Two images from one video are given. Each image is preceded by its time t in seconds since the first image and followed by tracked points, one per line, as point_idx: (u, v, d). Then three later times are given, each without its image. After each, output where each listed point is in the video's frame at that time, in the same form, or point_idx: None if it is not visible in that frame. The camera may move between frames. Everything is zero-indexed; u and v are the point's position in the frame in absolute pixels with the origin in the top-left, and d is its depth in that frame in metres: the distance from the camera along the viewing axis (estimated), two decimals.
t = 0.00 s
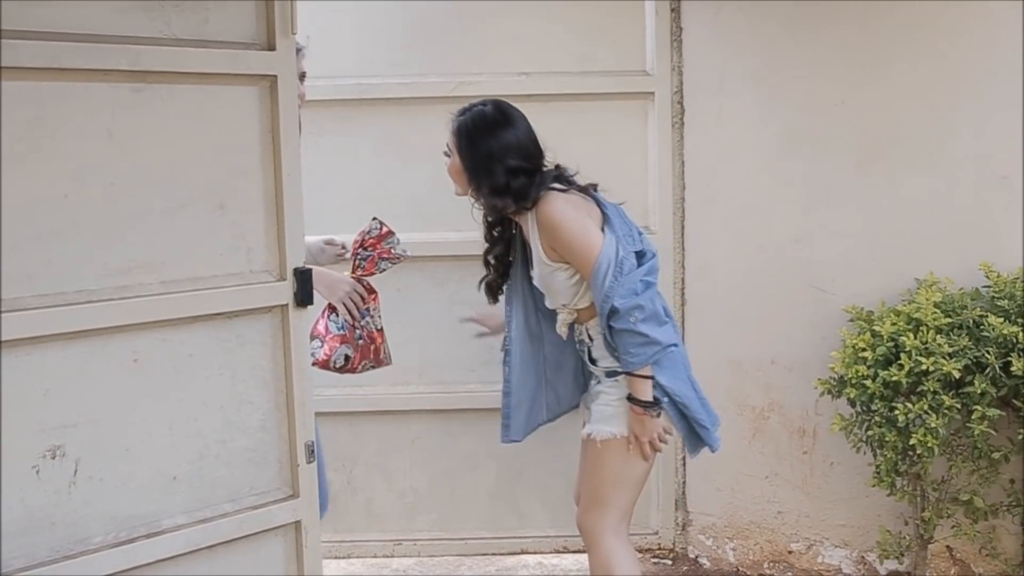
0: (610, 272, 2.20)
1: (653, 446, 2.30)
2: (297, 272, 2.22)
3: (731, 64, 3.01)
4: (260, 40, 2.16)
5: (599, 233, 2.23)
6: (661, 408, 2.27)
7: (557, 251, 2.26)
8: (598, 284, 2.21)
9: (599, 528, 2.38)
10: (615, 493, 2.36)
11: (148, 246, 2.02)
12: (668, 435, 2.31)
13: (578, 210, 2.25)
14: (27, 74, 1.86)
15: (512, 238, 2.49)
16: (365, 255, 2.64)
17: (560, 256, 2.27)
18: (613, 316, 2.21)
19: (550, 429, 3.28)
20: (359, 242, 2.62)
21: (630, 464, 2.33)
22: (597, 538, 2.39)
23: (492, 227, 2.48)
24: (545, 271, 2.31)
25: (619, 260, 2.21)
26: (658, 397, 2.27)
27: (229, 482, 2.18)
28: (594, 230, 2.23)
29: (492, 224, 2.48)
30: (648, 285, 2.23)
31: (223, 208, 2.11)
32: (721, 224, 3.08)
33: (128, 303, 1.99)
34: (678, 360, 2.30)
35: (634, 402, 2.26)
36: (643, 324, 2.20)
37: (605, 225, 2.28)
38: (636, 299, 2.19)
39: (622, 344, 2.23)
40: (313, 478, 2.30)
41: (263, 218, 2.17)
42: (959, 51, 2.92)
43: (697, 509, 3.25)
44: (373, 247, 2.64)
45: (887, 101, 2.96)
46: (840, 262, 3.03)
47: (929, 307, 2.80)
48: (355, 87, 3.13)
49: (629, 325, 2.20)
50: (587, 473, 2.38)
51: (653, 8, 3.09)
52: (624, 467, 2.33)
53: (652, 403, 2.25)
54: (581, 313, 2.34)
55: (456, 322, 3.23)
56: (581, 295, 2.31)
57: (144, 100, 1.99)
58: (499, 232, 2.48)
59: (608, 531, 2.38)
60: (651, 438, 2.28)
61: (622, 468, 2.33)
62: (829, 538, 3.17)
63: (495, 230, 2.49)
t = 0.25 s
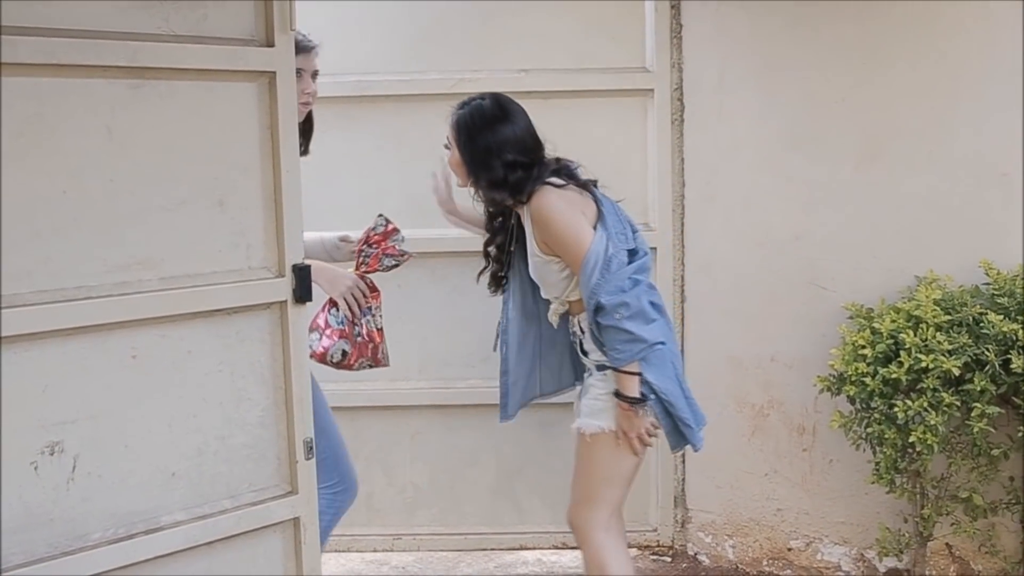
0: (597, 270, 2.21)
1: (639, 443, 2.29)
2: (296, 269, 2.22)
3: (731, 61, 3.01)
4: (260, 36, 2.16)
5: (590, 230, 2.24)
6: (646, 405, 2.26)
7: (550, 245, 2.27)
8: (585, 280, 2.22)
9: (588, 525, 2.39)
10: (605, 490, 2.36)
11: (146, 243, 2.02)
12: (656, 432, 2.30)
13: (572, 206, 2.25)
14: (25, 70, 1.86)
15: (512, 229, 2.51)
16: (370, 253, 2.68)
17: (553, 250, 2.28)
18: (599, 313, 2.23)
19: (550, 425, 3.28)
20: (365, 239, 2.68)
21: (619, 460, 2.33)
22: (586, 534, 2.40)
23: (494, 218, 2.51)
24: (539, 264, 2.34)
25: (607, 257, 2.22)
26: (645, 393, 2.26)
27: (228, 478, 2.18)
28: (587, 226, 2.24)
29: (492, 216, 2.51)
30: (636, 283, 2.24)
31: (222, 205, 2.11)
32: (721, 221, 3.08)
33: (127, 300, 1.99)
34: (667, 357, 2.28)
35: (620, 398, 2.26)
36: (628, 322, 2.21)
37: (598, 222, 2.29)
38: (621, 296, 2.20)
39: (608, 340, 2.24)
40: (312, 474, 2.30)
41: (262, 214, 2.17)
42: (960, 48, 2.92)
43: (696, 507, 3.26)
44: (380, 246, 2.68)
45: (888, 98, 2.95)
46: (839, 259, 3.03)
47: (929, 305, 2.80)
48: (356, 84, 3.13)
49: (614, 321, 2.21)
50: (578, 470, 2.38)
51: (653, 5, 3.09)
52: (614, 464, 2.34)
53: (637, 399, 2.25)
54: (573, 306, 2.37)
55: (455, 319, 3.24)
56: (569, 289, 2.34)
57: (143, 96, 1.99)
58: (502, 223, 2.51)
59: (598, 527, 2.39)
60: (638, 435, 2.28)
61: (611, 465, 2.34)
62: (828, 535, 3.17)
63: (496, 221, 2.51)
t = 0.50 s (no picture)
0: (592, 260, 2.21)
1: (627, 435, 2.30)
2: (296, 265, 2.21)
3: (732, 58, 3.00)
4: (260, 32, 2.16)
5: (587, 221, 2.23)
6: (637, 397, 2.27)
7: (549, 235, 2.27)
8: (581, 270, 2.22)
9: (572, 514, 2.40)
10: (591, 480, 2.37)
11: (146, 238, 2.02)
12: (645, 424, 2.30)
13: (572, 196, 2.25)
14: (25, 65, 1.86)
15: (517, 220, 2.58)
16: (381, 242, 2.69)
17: (552, 240, 2.28)
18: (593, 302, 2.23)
19: (548, 422, 3.28)
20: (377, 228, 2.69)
21: (606, 451, 2.34)
22: (569, 523, 2.41)
23: (499, 209, 2.56)
24: (538, 253, 2.35)
25: (603, 248, 2.21)
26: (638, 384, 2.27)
27: (227, 473, 2.18)
28: (585, 218, 2.23)
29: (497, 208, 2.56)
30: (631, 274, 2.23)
31: (222, 200, 2.11)
32: (722, 218, 3.08)
33: (127, 295, 1.99)
34: (660, 350, 2.29)
35: (608, 390, 2.26)
36: (621, 313, 2.21)
37: (598, 214, 2.28)
38: (614, 288, 2.20)
39: (602, 331, 2.24)
40: (312, 469, 2.30)
41: (262, 210, 2.17)
42: (962, 45, 2.91)
43: (696, 503, 3.26)
44: (388, 235, 2.69)
45: (889, 96, 2.95)
46: (840, 257, 3.03)
47: (929, 303, 2.79)
48: (356, 81, 3.16)
49: (607, 312, 2.21)
50: (565, 459, 2.39)
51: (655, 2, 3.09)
52: (601, 454, 2.34)
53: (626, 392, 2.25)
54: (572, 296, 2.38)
55: (455, 314, 3.24)
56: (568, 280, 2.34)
57: (143, 91, 1.99)
58: (506, 214, 2.58)
59: (581, 517, 2.40)
60: (625, 427, 2.28)
61: (598, 455, 2.35)
62: (828, 533, 3.17)
63: (501, 211, 2.57)
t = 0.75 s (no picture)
0: (594, 257, 2.20)
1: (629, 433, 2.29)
2: (297, 262, 2.21)
3: (733, 57, 3.00)
4: (260, 29, 2.16)
5: (589, 217, 2.22)
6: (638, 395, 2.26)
7: (551, 230, 2.26)
8: (582, 266, 2.21)
9: (575, 513, 2.40)
10: (593, 478, 2.36)
11: (147, 236, 2.01)
12: (648, 423, 2.29)
13: (573, 192, 2.23)
14: (26, 63, 1.85)
15: (523, 216, 2.56)
16: (390, 247, 2.63)
17: (553, 236, 2.26)
18: (594, 298, 2.22)
19: (549, 419, 3.30)
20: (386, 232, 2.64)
21: (608, 449, 2.33)
22: (572, 522, 2.40)
23: (503, 206, 2.55)
24: (540, 250, 2.33)
25: (605, 245, 2.21)
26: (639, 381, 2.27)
27: (229, 472, 2.18)
28: (586, 213, 2.22)
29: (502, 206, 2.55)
30: (632, 271, 2.23)
31: (223, 198, 2.10)
32: (723, 216, 3.08)
33: (128, 293, 1.99)
34: (661, 348, 2.28)
35: (609, 387, 2.25)
36: (622, 309, 2.21)
37: (600, 211, 2.27)
38: (616, 284, 2.19)
39: (603, 327, 2.23)
40: (314, 468, 2.30)
41: (263, 208, 2.17)
42: (964, 42, 2.90)
43: (698, 501, 3.26)
44: (397, 238, 2.64)
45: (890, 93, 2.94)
46: (842, 255, 3.02)
47: (931, 301, 2.79)
48: (359, 78, 3.21)
49: (608, 308, 2.20)
50: (567, 457, 2.39)
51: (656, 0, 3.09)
52: (604, 453, 2.33)
53: (628, 389, 2.24)
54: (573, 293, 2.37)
55: (455, 311, 3.27)
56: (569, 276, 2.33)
57: (144, 89, 1.98)
58: (512, 211, 2.56)
59: (584, 515, 2.40)
60: (628, 424, 2.27)
61: (600, 453, 2.34)
62: (829, 531, 3.16)
63: (505, 208, 2.55)
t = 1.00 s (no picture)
0: (593, 268, 2.19)
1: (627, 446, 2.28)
2: (298, 271, 2.21)
3: (734, 66, 3.02)
4: (263, 38, 2.16)
5: (589, 227, 2.21)
6: (637, 407, 2.25)
7: (551, 240, 2.25)
8: (581, 277, 2.21)
9: (575, 523, 2.41)
10: (594, 489, 2.37)
11: (149, 245, 2.01)
12: (647, 435, 2.29)
13: (573, 202, 2.22)
14: (28, 73, 1.85)
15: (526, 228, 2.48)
16: (406, 266, 2.58)
17: (554, 246, 2.26)
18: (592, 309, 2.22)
19: (550, 427, 3.31)
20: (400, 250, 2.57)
21: (608, 462, 2.33)
22: (573, 531, 2.42)
23: (506, 217, 2.47)
24: (542, 259, 2.33)
25: (604, 256, 2.20)
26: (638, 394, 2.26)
27: (230, 481, 2.17)
28: (587, 224, 2.21)
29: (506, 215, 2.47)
30: (631, 283, 2.22)
31: (225, 207, 2.10)
32: (724, 225, 3.09)
33: (129, 302, 1.98)
34: (661, 360, 2.27)
35: (609, 399, 2.25)
36: (621, 321, 2.20)
37: (600, 222, 2.25)
38: (614, 296, 2.18)
39: (601, 338, 2.23)
40: (315, 478, 2.30)
41: (265, 217, 2.17)
42: (968, 48, 2.88)
43: (700, 511, 3.27)
44: (413, 257, 2.57)
45: (891, 100, 2.94)
46: (843, 264, 3.02)
47: (932, 310, 2.78)
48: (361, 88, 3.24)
49: (606, 319, 2.20)
50: (569, 468, 2.39)
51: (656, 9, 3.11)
52: (606, 465, 2.34)
53: (627, 402, 2.23)
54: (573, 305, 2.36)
55: (457, 320, 3.30)
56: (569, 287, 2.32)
57: (146, 98, 1.99)
58: (515, 221, 2.48)
59: (585, 525, 2.41)
60: (626, 437, 2.26)
61: (600, 465, 2.34)
62: (832, 541, 3.15)
63: (508, 220, 2.48)
